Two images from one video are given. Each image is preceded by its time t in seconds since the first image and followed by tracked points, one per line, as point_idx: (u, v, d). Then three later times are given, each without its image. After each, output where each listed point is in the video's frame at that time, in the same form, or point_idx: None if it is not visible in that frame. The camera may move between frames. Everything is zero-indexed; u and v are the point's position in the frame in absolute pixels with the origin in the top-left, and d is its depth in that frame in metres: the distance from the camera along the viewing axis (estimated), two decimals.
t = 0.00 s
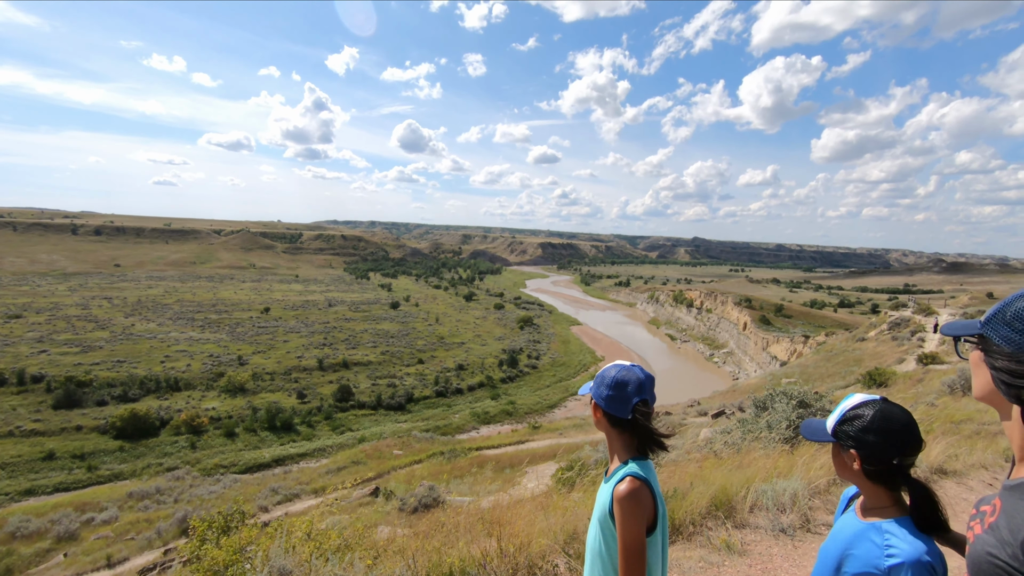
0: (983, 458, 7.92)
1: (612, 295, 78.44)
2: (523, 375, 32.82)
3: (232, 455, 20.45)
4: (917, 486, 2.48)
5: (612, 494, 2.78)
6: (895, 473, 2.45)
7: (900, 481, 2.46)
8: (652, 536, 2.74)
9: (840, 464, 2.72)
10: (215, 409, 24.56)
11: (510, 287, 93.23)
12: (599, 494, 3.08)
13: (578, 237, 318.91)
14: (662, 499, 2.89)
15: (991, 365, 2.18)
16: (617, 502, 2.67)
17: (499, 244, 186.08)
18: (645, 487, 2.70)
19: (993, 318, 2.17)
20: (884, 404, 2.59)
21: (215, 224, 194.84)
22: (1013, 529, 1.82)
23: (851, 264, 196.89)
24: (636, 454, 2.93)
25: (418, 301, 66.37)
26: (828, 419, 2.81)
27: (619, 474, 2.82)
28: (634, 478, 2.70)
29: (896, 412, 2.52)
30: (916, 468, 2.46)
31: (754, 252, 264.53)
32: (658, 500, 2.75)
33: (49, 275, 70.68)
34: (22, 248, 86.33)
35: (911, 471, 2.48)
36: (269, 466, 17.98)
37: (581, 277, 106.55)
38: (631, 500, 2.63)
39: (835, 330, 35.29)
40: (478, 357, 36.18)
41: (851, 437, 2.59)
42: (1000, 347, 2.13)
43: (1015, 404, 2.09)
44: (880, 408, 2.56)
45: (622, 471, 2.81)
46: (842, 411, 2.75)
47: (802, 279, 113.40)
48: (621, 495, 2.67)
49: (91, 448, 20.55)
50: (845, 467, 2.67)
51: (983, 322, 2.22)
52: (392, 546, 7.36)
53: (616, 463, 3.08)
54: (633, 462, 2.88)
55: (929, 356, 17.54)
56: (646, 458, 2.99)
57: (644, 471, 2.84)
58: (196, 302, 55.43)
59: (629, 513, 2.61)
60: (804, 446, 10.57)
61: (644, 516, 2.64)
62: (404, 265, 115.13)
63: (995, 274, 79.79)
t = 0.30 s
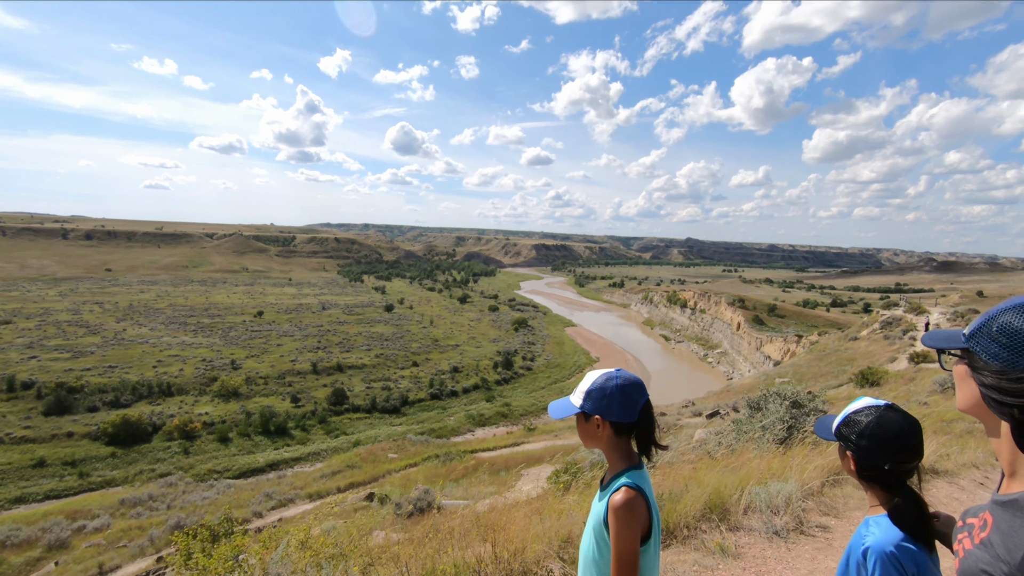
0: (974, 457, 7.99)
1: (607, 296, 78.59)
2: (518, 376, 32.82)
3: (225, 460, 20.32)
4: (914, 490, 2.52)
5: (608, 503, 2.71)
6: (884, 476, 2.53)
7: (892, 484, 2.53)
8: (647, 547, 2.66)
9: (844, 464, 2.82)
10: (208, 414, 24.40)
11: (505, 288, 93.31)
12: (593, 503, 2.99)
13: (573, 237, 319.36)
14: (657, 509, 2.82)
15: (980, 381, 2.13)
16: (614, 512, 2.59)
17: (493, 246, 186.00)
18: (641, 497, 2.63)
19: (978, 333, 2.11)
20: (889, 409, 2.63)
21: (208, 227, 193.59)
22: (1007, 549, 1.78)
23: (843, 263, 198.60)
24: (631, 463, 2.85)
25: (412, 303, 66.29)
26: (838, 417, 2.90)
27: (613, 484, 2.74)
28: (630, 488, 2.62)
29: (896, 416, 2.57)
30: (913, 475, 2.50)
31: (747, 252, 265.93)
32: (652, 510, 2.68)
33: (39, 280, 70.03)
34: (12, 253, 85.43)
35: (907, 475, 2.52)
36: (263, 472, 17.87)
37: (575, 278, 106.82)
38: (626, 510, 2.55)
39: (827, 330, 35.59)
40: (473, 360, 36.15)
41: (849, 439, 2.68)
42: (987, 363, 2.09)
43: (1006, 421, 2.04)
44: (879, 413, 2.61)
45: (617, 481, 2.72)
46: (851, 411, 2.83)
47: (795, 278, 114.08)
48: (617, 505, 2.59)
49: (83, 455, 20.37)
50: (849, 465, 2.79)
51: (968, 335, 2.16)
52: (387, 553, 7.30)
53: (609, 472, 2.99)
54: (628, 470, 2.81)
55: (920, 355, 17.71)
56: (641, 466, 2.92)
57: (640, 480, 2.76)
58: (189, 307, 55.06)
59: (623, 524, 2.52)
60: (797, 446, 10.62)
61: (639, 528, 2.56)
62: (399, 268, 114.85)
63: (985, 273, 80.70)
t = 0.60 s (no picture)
0: (965, 454, 8.04)
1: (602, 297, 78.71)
2: (514, 378, 32.80)
3: (220, 466, 20.20)
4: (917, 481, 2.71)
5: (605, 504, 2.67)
6: (886, 461, 2.77)
7: (893, 470, 2.76)
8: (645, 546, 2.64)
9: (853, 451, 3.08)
10: (202, 420, 24.24)
11: (500, 291, 93.26)
12: (588, 506, 2.96)
13: (568, 239, 319.74)
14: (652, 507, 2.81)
15: (966, 377, 2.13)
16: (610, 513, 2.57)
17: (487, 248, 186.01)
18: (639, 499, 2.61)
19: (964, 328, 2.12)
20: (898, 401, 2.85)
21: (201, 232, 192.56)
22: (985, 537, 1.79)
23: (835, 263, 199.93)
24: (624, 462, 2.84)
25: (407, 306, 66.15)
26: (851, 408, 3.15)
27: (609, 485, 2.71)
28: (628, 488, 2.60)
29: (905, 409, 2.79)
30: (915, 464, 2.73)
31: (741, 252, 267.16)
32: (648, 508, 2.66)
33: (29, 286, 69.42)
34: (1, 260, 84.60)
35: (912, 463, 2.72)
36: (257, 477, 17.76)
37: (570, 280, 106.91)
38: (624, 511, 2.53)
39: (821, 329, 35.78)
40: (468, 362, 36.11)
41: (861, 428, 2.94)
42: (974, 359, 2.08)
43: (989, 413, 2.04)
44: (888, 404, 2.85)
45: (613, 482, 2.70)
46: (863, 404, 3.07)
47: (789, 278, 114.62)
48: (614, 505, 2.57)
49: (75, 463, 20.19)
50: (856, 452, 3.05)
51: (956, 331, 2.16)
52: (382, 556, 7.27)
53: (603, 473, 2.98)
54: (623, 471, 2.79)
55: (912, 353, 17.81)
56: (634, 465, 2.91)
57: (635, 480, 2.74)
58: (182, 312, 54.73)
59: (621, 524, 2.49)
60: (792, 445, 10.66)
61: (638, 528, 2.54)
62: (393, 271, 114.63)
63: (975, 271, 81.46)
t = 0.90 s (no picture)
0: (964, 451, 8.05)
1: (601, 298, 78.73)
2: (514, 379, 32.80)
3: (220, 468, 20.22)
4: (927, 473, 2.74)
5: (605, 497, 2.66)
6: (895, 451, 2.80)
7: (903, 461, 2.78)
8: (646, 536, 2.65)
9: (863, 440, 3.09)
10: (202, 422, 24.26)
11: (499, 292, 93.26)
12: (587, 500, 2.96)
13: (567, 240, 319.75)
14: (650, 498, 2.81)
15: (962, 367, 2.12)
16: (611, 506, 2.55)
17: (486, 250, 186.10)
18: (638, 491, 2.60)
19: (959, 319, 2.11)
20: (912, 392, 2.87)
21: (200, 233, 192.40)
22: (966, 518, 1.83)
23: (834, 262, 200.11)
24: (621, 454, 2.84)
25: (406, 308, 66.12)
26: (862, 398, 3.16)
27: (609, 479, 2.71)
28: (628, 481, 2.60)
29: (918, 400, 2.81)
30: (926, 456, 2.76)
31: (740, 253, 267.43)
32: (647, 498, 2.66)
33: (29, 289, 69.43)
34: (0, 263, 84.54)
35: (923, 455, 2.74)
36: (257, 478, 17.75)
37: (570, 280, 106.67)
38: (623, 502, 2.52)
39: (821, 328, 35.77)
40: (468, 363, 36.13)
41: (872, 418, 2.97)
42: (968, 349, 2.06)
43: (983, 402, 2.07)
44: (902, 395, 2.86)
45: (612, 475, 2.70)
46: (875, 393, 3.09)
47: (788, 277, 114.64)
48: (615, 498, 2.56)
49: (75, 465, 20.22)
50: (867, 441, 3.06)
51: (951, 322, 2.15)
52: (383, 556, 7.27)
53: (601, 467, 2.97)
54: (621, 464, 2.78)
55: (911, 352, 17.79)
56: (631, 457, 2.91)
57: (633, 471, 2.74)
58: (181, 315, 54.76)
59: (621, 516, 2.49)
60: (792, 443, 10.67)
61: (637, 519, 2.54)
62: (392, 272, 114.61)
63: (974, 270, 81.64)
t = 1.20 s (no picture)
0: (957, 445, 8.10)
1: (597, 294, 78.85)
2: (510, 376, 32.81)
3: (216, 467, 20.18)
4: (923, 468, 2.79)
5: (595, 489, 2.67)
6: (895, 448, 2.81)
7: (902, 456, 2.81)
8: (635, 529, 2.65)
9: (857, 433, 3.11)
10: (198, 420, 24.20)
11: (496, 289, 93.31)
12: (577, 494, 2.96)
13: (563, 237, 319.67)
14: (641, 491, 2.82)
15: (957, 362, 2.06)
16: (602, 499, 2.56)
17: (482, 247, 186.07)
18: (629, 483, 2.60)
19: (954, 313, 2.00)
20: (908, 387, 2.89)
21: (194, 232, 191.40)
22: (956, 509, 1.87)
23: (828, 258, 200.90)
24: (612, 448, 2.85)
25: (402, 305, 66.03)
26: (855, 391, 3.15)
27: (600, 472, 2.71)
28: (618, 473, 2.60)
29: (916, 397, 2.82)
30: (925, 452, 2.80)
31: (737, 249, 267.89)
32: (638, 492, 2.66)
33: (22, 288, 69.02)
34: None
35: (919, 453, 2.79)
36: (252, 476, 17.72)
37: (566, 277, 106.66)
38: (613, 496, 2.52)
39: (816, 324, 35.92)
40: (464, 360, 36.12)
41: (868, 414, 2.96)
42: (966, 343, 1.98)
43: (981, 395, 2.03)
44: (898, 390, 2.86)
45: (603, 467, 2.70)
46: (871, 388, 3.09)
47: (783, 273, 114.95)
48: (605, 492, 2.56)
49: (71, 464, 20.16)
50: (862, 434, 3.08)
51: (943, 316, 2.06)
52: (380, 551, 7.30)
53: (591, 461, 2.97)
54: (612, 456, 2.80)
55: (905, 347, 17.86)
56: (621, 450, 2.92)
57: (624, 464, 2.74)
58: (176, 312, 54.57)
59: (612, 509, 2.49)
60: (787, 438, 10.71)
61: (628, 512, 2.54)
62: (388, 270, 114.42)
63: (967, 265, 82.15)
